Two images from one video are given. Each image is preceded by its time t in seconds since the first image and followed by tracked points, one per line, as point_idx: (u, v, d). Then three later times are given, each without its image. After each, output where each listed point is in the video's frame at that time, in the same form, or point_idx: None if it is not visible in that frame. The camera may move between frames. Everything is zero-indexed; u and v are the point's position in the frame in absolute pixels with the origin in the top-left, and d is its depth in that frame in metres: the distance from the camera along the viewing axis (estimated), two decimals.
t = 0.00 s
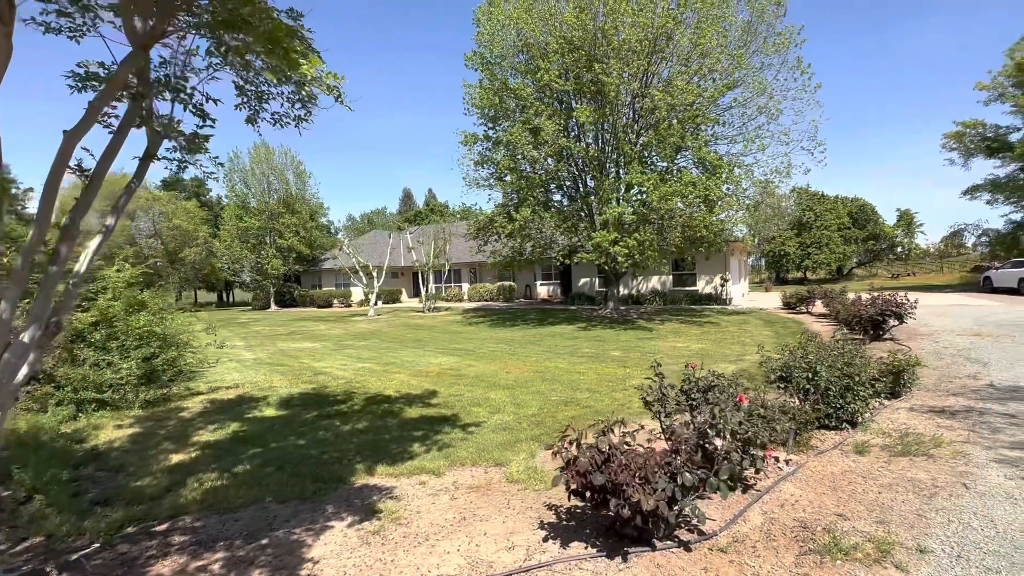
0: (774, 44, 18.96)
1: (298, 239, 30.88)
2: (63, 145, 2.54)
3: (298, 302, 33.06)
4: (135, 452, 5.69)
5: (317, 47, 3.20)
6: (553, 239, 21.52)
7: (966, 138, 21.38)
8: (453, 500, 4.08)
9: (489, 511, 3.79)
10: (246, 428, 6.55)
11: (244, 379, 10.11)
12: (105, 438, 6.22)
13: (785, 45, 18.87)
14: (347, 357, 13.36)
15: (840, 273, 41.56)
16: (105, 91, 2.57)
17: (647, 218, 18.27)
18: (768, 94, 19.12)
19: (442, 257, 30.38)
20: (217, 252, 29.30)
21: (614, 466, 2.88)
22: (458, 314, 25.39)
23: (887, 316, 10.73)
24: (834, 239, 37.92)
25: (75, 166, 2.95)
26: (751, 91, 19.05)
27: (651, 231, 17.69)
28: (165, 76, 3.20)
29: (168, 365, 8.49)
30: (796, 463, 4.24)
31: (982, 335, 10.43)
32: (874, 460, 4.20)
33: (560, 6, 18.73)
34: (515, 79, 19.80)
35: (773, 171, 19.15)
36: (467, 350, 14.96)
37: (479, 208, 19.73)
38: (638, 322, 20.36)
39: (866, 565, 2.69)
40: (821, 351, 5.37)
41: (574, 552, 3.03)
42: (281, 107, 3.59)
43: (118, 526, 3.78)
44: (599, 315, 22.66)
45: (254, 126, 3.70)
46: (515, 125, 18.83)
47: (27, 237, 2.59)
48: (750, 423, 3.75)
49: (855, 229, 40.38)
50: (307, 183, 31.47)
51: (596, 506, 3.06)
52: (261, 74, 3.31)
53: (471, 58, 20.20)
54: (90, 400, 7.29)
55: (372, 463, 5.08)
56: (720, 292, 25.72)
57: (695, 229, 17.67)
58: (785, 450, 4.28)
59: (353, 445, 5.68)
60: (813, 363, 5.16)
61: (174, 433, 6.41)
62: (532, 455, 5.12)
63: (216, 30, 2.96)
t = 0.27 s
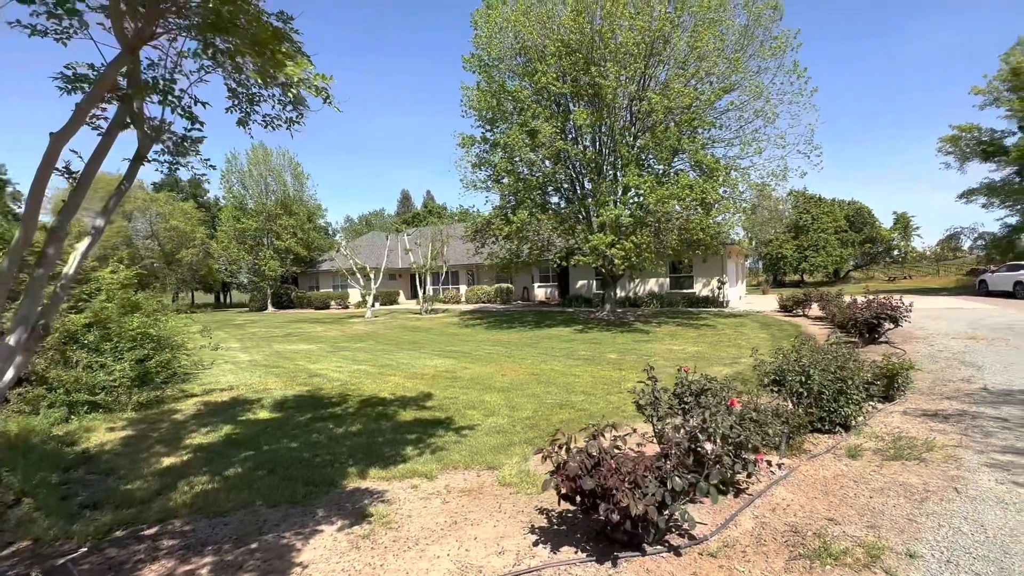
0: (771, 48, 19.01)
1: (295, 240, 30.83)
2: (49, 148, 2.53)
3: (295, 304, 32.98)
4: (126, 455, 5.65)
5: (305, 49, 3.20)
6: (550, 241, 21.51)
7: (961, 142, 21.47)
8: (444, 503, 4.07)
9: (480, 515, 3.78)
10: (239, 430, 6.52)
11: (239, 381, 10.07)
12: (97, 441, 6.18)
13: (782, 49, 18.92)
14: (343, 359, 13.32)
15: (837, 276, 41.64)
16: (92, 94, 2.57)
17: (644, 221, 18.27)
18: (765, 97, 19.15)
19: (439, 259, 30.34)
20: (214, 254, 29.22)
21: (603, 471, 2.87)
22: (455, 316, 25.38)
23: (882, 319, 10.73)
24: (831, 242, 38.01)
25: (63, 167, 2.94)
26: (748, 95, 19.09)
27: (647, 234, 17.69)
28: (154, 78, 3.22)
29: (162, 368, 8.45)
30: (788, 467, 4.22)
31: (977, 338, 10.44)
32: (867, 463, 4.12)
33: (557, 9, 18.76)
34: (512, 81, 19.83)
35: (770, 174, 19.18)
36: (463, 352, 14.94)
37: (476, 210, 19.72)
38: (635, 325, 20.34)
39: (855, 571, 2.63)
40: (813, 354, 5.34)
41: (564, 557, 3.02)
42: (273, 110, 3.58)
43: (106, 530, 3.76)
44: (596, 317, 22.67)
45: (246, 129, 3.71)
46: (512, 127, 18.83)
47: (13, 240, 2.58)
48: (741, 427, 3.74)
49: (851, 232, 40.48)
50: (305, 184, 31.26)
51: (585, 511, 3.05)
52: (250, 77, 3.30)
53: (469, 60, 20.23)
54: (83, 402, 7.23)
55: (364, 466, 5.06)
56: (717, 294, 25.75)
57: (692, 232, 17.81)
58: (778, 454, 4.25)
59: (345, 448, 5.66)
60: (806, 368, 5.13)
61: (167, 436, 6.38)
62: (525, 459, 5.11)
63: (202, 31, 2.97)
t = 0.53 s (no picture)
0: (770, 51, 19.04)
1: (295, 241, 30.79)
2: (42, 149, 2.53)
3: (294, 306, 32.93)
4: (121, 457, 5.62)
5: (299, 49, 3.21)
6: (549, 243, 21.51)
7: (960, 145, 21.47)
8: (439, 506, 4.05)
9: (476, 518, 3.76)
10: (235, 432, 6.50)
11: (236, 382, 10.04)
12: (92, 443, 6.16)
13: (780, 53, 18.96)
14: (340, 361, 13.29)
15: (836, 279, 41.65)
16: (85, 95, 2.57)
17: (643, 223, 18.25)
18: (764, 100, 19.18)
19: (438, 260, 30.31)
20: (213, 255, 29.13)
21: (597, 474, 2.86)
22: (453, 318, 25.35)
23: (880, 322, 10.72)
24: (830, 245, 38.01)
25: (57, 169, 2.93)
26: (747, 98, 19.12)
27: (646, 236, 17.68)
28: (147, 78, 3.22)
29: (159, 369, 8.42)
30: (784, 470, 4.20)
31: (975, 342, 10.43)
32: (863, 467, 4.11)
33: (557, 12, 18.79)
34: (512, 84, 19.85)
35: (769, 177, 19.19)
36: (462, 354, 14.92)
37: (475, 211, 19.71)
38: (634, 327, 20.33)
39: None
40: (810, 357, 5.32)
41: (558, 561, 3.01)
42: (269, 111, 3.59)
43: (99, 533, 3.75)
44: (595, 320, 22.64)
45: (242, 130, 3.71)
46: (511, 129, 18.82)
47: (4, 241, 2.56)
48: (737, 430, 3.73)
49: (850, 236, 40.52)
50: (304, 186, 31.23)
51: (580, 514, 3.04)
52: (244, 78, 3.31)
53: (468, 62, 20.23)
54: (79, 403, 7.20)
55: (359, 468, 5.04)
56: (715, 297, 25.75)
57: (690, 234, 17.70)
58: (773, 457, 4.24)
59: (341, 450, 5.64)
60: (802, 371, 5.11)
61: (162, 437, 6.35)
62: (521, 461, 5.09)
63: (195, 32, 2.98)
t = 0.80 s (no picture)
0: (769, 54, 19.06)
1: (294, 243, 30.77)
2: (37, 150, 2.52)
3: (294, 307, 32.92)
4: (118, 458, 5.61)
5: (296, 51, 3.20)
6: (548, 245, 21.51)
7: (959, 149, 21.48)
8: (436, 510, 4.04)
9: (472, 521, 3.75)
10: (232, 434, 6.48)
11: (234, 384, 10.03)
12: (89, 445, 6.15)
13: (780, 56, 18.98)
14: (339, 363, 13.27)
15: (836, 282, 41.64)
16: (80, 96, 2.56)
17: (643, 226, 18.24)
18: (764, 103, 19.19)
19: (438, 262, 30.29)
20: (213, 256, 29.10)
21: (594, 478, 2.84)
22: (453, 320, 25.32)
23: (879, 325, 10.70)
24: (829, 248, 38.02)
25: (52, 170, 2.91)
26: (746, 101, 19.13)
27: (646, 238, 17.66)
28: (144, 79, 3.21)
29: (157, 371, 8.41)
30: (782, 474, 4.18)
31: (974, 345, 10.42)
32: (862, 471, 4.08)
33: (557, 15, 18.81)
34: (512, 86, 19.87)
35: (768, 180, 19.19)
36: (461, 356, 14.89)
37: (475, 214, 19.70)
38: (633, 329, 20.31)
39: None
40: (809, 360, 5.28)
41: (554, 566, 2.99)
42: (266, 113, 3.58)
43: (94, 536, 3.73)
44: (595, 322, 22.63)
45: (240, 132, 3.71)
46: (511, 131, 18.83)
47: None
48: (735, 433, 3.70)
49: (850, 238, 40.52)
50: (305, 188, 31.44)
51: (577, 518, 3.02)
52: (241, 79, 3.30)
53: (469, 65, 20.27)
54: (77, 405, 7.20)
55: (357, 471, 5.02)
56: (715, 299, 25.75)
57: (689, 237, 17.68)
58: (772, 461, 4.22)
59: (339, 453, 5.62)
60: (801, 374, 5.08)
61: (159, 439, 6.34)
62: (519, 464, 5.07)
63: (192, 33, 2.97)
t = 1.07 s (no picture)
0: (768, 57, 19.11)
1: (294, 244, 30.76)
2: (35, 153, 2.52)
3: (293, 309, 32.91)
4: (116, 461, 5.60)
5: (295, 54, 3.20)
6: (548, 247, 21.53)
7: (957, 152, 21.53)
8: (434, 513, 4.03)
9: (470, 524, 3.74)
10: (230, 437, 6.47)
11: (233, 385, 10.02)
12: (86, 447, 6.13)
13: (779, 59, 19.02)
14: (338, 365, 13.25)
15: (835, 284, 41.69)
16: (79, 99, 2.56)
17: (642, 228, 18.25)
18: (762, 107, 19.23)
19: (437, 264, 30.30)
20: (212, 258, 29.07)
21: (591, 482, 2.84)
22: (452, 322, 25.31)
23: (878, 328, 10.70)
24: (828, 251, 38.06)
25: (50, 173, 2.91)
26: (745, 104, 19.17)
27: (645, 241, 17.67)
28: (143, 83, 3.21)
29: (155, 373, 8.40)
30: (780, 478, 4.17)
31: (973, 348, 10.42)
32: (860, 475, 4.08)
33: (557, 18, 18.86)
34: (511, 89, 19.91)
35: (767, 183, 19.22)
36: (460, 358, 14.88)
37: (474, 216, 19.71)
38: (632, 332, 20.31)
39: None
40: (808, 364, 5.27)
41: (551, 570, 2.98)
42: (265, 115, 3.58)
43: (90, 538, 3.72)
44: (594, 324, 22.62)
45: (238, 135, 3.71)
46: (511, 134, 18.84)
47: None
48: (733, 437, 3.70)
49: (849, 241, 40.57)
50: (304, 189, 31.44)
51: (574, 521, 3.02)
52: (240, 82, 3.29)
53: (468, 67, 20.30)
54: (74, 407, 7.20)
55: (354, 474, 5.01)
56: (714, 302, 25.76)
57: (688, 239, 17.67)
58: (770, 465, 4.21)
59: (337, 455, 5.61)
60: (799, 378, 5.07)
61: (157, 442, 6.32)
62: (517, 467, 5.06)
63: (191, 37, 2.98)
